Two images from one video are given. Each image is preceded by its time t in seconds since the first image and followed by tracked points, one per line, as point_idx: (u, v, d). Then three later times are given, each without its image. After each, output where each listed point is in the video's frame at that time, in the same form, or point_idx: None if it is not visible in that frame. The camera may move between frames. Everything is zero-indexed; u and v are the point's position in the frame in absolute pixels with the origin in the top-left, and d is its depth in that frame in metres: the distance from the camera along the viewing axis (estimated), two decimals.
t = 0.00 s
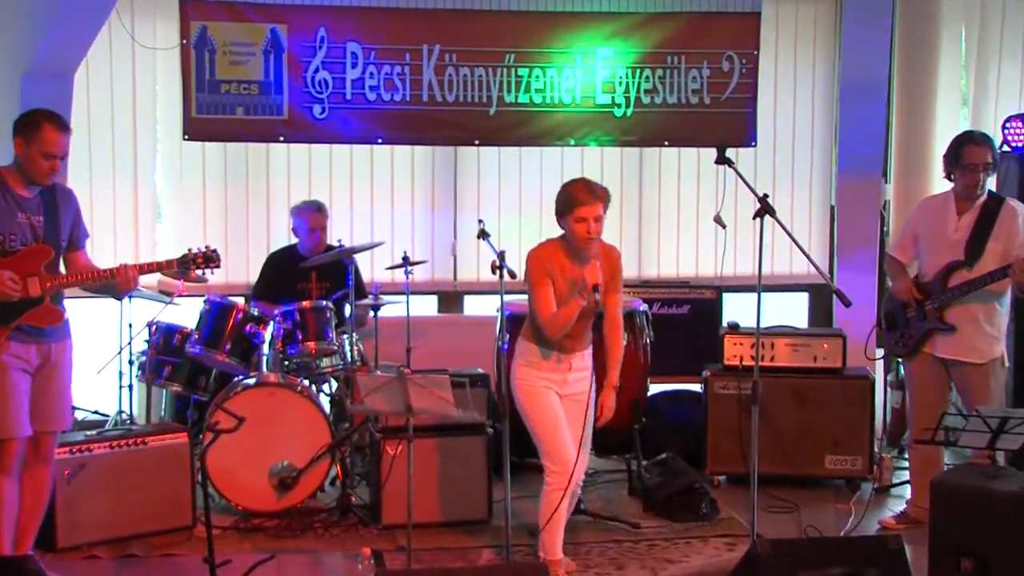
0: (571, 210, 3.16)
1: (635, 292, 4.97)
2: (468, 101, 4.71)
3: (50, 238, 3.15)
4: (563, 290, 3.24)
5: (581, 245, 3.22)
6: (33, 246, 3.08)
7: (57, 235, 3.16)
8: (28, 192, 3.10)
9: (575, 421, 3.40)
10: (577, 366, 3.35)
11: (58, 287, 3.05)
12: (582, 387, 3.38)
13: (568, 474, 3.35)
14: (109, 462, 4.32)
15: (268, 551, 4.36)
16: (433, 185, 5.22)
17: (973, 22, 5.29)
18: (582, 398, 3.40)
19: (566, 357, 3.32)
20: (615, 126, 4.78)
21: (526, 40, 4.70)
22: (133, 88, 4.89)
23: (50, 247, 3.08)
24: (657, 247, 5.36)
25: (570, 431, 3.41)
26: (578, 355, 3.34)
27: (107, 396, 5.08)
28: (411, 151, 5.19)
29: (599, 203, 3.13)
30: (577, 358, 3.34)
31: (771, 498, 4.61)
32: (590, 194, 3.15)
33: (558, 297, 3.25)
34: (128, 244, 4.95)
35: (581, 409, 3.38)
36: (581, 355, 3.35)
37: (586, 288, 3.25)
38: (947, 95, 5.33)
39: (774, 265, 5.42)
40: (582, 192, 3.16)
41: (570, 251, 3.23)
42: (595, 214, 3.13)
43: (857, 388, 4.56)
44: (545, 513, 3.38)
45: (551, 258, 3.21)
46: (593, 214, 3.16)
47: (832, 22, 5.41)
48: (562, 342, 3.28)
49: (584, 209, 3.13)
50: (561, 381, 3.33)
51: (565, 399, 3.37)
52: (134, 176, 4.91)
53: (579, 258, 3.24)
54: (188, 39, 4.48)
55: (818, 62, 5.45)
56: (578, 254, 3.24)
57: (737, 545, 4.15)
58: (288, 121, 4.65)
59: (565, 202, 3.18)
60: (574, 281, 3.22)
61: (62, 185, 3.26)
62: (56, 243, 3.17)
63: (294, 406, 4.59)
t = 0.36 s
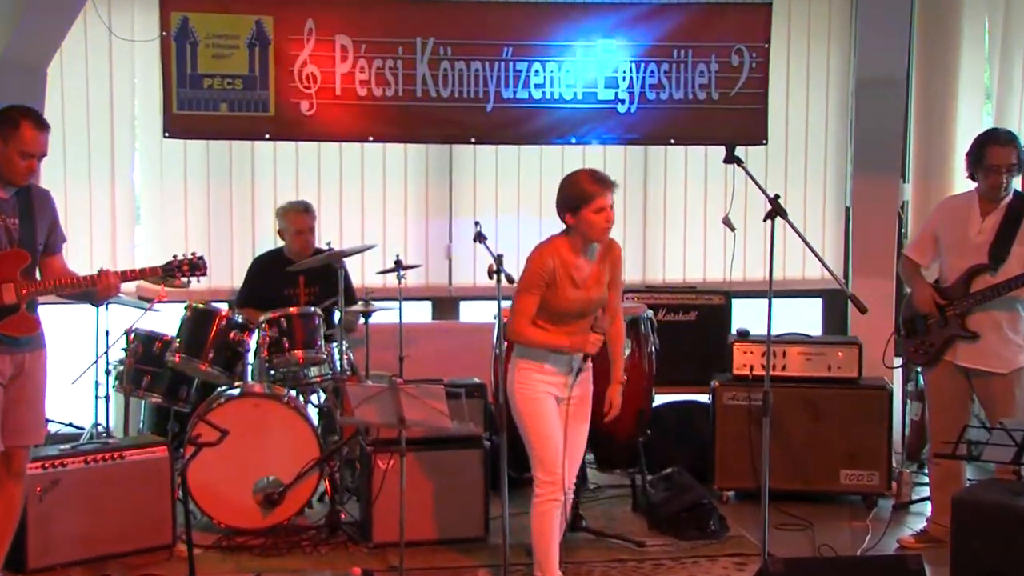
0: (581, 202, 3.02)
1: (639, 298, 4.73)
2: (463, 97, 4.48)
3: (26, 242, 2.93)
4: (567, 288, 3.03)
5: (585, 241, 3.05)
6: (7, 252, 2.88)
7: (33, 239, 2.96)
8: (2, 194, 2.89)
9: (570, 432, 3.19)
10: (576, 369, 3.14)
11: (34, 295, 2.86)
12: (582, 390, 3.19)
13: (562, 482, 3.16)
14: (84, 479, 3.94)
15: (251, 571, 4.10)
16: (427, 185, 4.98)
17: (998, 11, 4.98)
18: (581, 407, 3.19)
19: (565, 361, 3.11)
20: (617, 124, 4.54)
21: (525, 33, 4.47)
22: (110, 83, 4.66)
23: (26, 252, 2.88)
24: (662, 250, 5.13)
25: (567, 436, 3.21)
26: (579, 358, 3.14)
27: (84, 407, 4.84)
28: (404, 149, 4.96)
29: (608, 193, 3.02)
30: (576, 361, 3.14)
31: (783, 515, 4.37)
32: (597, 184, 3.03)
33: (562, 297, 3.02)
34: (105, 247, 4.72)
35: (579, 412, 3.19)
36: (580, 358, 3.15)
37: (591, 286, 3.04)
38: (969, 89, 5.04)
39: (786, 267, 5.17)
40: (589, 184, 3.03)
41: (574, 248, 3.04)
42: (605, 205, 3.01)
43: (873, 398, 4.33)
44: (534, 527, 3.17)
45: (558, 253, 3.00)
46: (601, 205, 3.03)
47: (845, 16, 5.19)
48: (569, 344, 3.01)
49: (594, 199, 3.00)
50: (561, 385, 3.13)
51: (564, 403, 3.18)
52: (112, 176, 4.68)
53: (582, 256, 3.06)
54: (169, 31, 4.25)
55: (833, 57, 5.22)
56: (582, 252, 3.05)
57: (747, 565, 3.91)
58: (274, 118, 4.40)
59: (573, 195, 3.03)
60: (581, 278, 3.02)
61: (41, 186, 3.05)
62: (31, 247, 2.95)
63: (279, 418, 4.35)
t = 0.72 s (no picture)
0: (572, 190, 2.93)
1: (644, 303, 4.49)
2: (459, 91, 4.24)
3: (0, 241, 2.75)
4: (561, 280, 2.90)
5: (578, 232, 2.95)
6: None
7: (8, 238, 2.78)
8: None
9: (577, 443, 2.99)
10: (581, 374, 2.96)
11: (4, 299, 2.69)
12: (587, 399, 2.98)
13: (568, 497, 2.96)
14: (57, 499, 3.51)
15: None
16: (420, 185, 4.76)
17: None
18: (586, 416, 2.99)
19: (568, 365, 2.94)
20: (620, 119, 4.31)
21: (525, 24, 4.24)
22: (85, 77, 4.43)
23: None
24: (667, 253, 4.91)
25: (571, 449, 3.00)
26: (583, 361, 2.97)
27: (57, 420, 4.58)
28: (397, 147, 4.73)
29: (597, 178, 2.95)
30: (579, 365, 2.96)
31: (797, 533, 4.13)
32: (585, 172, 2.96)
33: (556, 292, 2.90)
34: (80, 249, 4.48)
35: (584, 423, 2.99)
36: (584, 362, 2.97)
37: (586, 279, 2.91)
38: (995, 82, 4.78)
39: (800, 273, 5.00)
40: (578, 173, 2.97)
41: (566, 241, 2.95)
42: (595, 190, 2.93)
43: (891, 410, 4.10)
44: (543, 545, 2.98)
45: (547, 243, 2.91)
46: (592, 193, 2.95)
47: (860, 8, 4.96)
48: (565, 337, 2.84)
49: (582, 185, 2.92)
50: (565, 392, 2.95)
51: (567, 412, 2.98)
52: (87, 175, 4.44)
53: (576, 249, 2.96)
54: (148, 21, 4.03)
55: (849, 50, 5.00)
56: (575, 244, 2.95)
57: None
58: (259, 113, 4.17)
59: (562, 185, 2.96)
60: (575, 270, 2.91)
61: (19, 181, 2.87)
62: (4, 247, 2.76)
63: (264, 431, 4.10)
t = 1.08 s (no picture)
0: (558, 178, 2.77)
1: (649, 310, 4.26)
2: (456, 84, 4.02)
3: None
4: (555, 272, 2.72)
5: (568, 222, 2.78)
6: None
7: None
8: None
9: (580, 453, 2.73)
10: (584, 374, 2.76)
11: None
12: (593, 403, 2.76)
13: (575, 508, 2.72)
14: (24, 515, 3.21)
15: None
16: (414, 184, 4.55)
17: None
18: (589, 424, 2.75)
19: (572, 367, 2.73)
20: (625, 114, 4.09)
21: (525, 13, 4.01)
22: (59, 71, 4.20)
23: None
24: (675, 256, 4.69)
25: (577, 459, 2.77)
26: (586, 360, 2.77)
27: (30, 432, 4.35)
28: (390, 144, 4.52)
29: (583, 164, 2.79)
30: (583, 366, 2.75)
31: (813, 552, 3.88)
32: (570, 158, 2.80)
33: (551, 285, 2.71)
34: (54, 251, 4.26)
35: (590, 429, 2.76)
36: (588, 362, 2.76)
37: (580, 270, 2.75)
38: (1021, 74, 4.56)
39: (815, 275, 4.77)
40: (563, 160, 2.81)
41: (557, 233, 2.78)
42: (582, 176, 2.77)
43: (913, 422, 3.86)
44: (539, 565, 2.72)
45: (537, 236, 2.74)
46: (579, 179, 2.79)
47: None
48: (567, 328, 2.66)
49: (569, 170, 2.76)
50: (569, 396, 2.73)
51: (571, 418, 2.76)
52: (61, 173, 4.21)
53: (567, 241, 2.79)
54: (125, 10, 3.81)
55: (868, 42, 4.78)
56: (567, 235, 2.78)
57: None
58: (243, 107, 3.94)
59: (547, 174, 2.80)
60: (568, 261, 2.73)
61: None
62: None
63: (250, 444, 3.86)
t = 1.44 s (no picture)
0: (552, 174, 2.69)
1: (657, 316, 4.04)
2: (452, 76, 3.80)
3: None
4: (548, 271, 2.64)
5: (562, 219, 2.70)
6: None
7: None
8: None
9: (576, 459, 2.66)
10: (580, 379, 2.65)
11: None
12: (589, 409, 2.66)
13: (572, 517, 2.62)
14: None
15: None
16: (408, 181, 4.33)
17: None
18: (587, 429, 2.67)
19: (567, 371, 2.62)
20: (631, 107, 3.87)
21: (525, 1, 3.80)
22: (32, 62, 3.98)
23: None
24: (681, 257, 4.47)
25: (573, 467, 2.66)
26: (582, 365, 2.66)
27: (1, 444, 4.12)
28: (382, 139, 4.30)
29: (576, 159, 2.70)
30: (579, 370, 2.64)
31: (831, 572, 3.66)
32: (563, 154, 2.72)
33: (544, 285, 2.63)
34: (25, 252, 4.04)
35: (585, 436, 2.66)
36: (585, 367, 2.66)
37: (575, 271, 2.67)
38: None
39: (833, 279, 4.55)
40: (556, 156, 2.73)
41: (550, 232, 2.69)
42: (576, 172, 2.68)
43: (937, 435, 3.64)
44: None
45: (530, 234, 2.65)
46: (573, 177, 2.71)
47: None
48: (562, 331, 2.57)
49: (562, 165, 2.68)
50: (564, 402, 2.62)
51: (567, 425, 2.66)
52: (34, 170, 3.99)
53: (560, 238, 2.70)
54: None
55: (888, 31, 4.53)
56: (561, 235, 2.70)
57: None
58: (227, 100, 3.72)
59: (538, 170, 2.71)
60: (561, 260, 2.65)
61: None
62: None
63: (232, 456, 3.60)
